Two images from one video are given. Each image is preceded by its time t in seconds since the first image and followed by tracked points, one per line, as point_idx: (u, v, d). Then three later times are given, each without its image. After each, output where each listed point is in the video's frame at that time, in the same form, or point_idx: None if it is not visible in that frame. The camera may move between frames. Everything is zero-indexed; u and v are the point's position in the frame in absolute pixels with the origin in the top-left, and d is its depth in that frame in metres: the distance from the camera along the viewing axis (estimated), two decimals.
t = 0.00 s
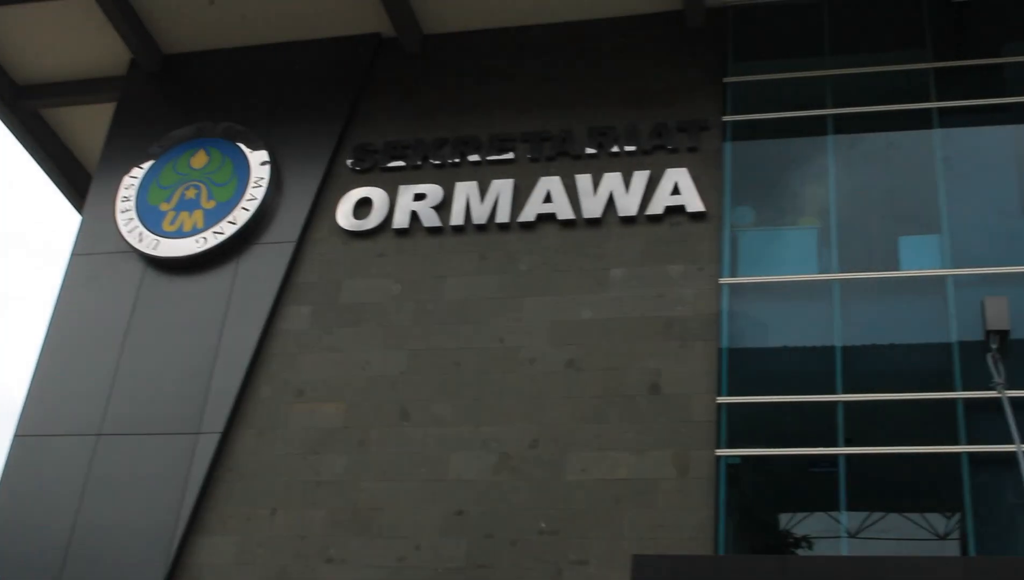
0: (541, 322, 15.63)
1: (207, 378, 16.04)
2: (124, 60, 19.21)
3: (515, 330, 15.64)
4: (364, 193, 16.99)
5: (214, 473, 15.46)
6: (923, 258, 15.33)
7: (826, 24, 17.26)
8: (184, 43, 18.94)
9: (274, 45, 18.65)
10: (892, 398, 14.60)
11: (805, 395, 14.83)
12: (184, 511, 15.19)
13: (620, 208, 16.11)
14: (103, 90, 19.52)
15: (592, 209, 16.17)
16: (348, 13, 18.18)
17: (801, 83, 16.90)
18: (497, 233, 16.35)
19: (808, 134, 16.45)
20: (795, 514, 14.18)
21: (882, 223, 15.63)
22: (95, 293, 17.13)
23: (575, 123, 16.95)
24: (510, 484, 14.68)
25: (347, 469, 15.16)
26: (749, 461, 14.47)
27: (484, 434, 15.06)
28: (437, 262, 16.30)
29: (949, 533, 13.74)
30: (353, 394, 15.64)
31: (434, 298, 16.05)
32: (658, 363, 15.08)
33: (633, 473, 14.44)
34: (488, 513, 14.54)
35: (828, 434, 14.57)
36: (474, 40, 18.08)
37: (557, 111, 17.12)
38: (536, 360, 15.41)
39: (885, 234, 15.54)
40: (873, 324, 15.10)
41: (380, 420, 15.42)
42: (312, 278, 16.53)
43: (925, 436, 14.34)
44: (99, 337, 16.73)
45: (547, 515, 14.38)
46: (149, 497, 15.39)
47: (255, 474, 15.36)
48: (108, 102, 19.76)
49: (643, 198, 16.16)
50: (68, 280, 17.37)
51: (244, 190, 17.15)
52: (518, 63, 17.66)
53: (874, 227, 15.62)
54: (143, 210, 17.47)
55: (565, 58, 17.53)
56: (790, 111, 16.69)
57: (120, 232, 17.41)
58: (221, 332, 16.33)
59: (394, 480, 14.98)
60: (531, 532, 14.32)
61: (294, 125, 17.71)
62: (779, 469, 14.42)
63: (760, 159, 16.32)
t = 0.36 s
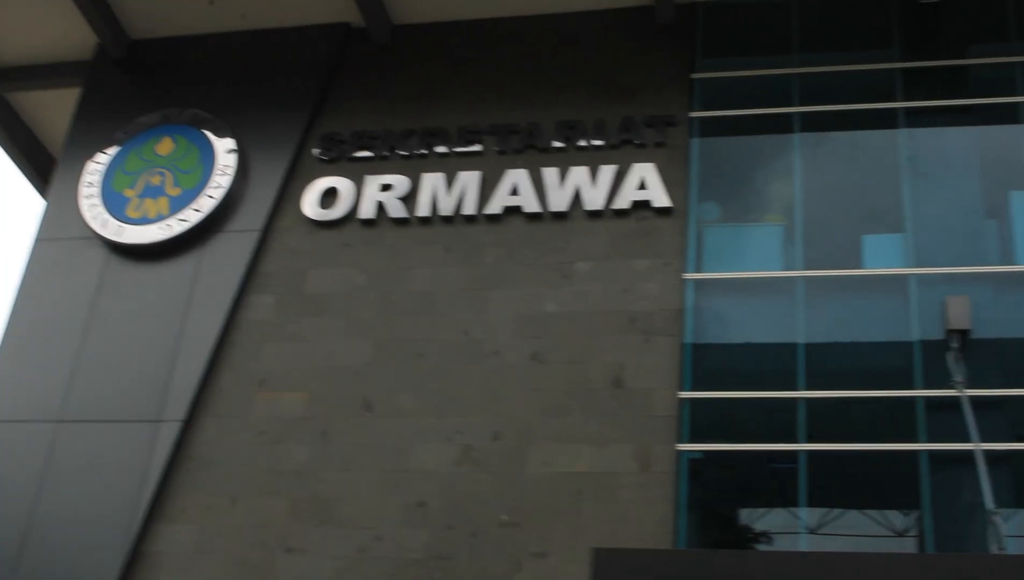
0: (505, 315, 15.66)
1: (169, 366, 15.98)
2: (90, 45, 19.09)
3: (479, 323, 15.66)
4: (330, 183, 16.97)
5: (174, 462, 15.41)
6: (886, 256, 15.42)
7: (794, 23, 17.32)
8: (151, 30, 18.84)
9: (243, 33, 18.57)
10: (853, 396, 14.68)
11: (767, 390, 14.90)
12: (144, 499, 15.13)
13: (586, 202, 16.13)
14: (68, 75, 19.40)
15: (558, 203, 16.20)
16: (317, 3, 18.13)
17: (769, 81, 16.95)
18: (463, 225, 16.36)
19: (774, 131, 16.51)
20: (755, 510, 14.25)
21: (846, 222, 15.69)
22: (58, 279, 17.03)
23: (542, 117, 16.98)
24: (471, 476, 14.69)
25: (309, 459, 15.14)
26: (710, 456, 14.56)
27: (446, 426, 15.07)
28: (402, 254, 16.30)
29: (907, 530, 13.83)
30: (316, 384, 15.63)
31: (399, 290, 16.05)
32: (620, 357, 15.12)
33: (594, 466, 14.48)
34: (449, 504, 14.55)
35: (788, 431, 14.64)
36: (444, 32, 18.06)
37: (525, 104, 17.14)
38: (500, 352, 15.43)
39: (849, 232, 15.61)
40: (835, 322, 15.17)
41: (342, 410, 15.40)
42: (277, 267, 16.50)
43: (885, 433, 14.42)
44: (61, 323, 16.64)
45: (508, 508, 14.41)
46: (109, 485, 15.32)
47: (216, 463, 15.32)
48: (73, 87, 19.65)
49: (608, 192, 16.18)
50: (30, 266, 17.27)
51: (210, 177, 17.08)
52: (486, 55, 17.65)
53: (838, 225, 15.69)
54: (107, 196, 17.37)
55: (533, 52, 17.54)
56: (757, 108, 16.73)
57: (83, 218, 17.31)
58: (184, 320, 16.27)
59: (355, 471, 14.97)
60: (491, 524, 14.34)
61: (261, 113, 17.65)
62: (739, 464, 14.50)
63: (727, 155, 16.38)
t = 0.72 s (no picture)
0: (457, 309, 15.66)
1: (116, 354, 15.86)
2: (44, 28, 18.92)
3: (430, 317, 15.66)
4: (283, 172, 16.95)
5: (120, 450, 15.31)
6: (836, 260, 15.49)
7: (751, 25, 17.41)
8: (107, 14, 18.70)
9: (200, 19, 18.47)
10: (800, 397, 14.77)
11: (714, 390, 14.94)
12: (88, 487, 15.01)
13: (541, 198, 16.15)
14: (22, 57, 19.22)
15: (512, 198, 16.22)
16: None
17: (724, 82, 17.02)
18: (417, 219, 16.37)
19: (729, 132, 16.58)
20: (702, 509, 14.30)
21: (798, 224, 15.76)
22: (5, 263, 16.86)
23: (498, 112, 17.03)
24: (418, 470, 14.67)
25: (256, 450, 15.08)
26: (658, 454, 14.60)
27: (394, 419, 15.05)
28: (355, 246, 16.30)
29: (850, 531, 13.93)
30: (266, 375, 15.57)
31: (351, 282, 16.04)
32: (571, 354, 15.14)
33: (542, 462, 14.50)
34: (396, 498, 14.53)
35: (735, 431, 14.69)
36: (402, 25, 18.04)
37: (481, 99, 17.19)
38: (450, 346, 15.43)
39: (801, 235, 15.69)
40: (784, 323, 15.24)
41: (291, 401, 15.35)
42: (229, 257, 16.45)
43: (830, 435, 14.51)
44: (8, 308, 16.48)
45: (455, 502, 14.40)
46: (51, 472, 15.17)
47: (162, 452, 15.23)
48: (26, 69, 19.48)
49: (563, 189, 16.22)
50: None
51: (163, 164, 16.99)
52: (444, 49, 17.66)
53: (790, 228, 15.76)
54: (58, 180, 17.23)
55: (491, 47, 17.56)
56: (712, 109, 16.79)
57: (33, 202, 17.15)
58: (133, 307, 16.15)
59: (302, 463, 14.92)
60: (438, 518, 14.33)
61: (216, 100, 17.57)
62: (686, 463, 14.55)
63: (681, 155, 16.44)
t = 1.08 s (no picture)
0: (416, 307, 15.65)
1: (72, 346, 15.73)
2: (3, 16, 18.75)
3: (389, 314, 15.64)
4: (244, 166, 16.92)
5: (74, 443, 15.20)
6: (795, 263, 15.55)
7: (715, 27, 17.48)
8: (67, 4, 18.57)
9: (161, 11, 18.36)
10: (757, 399, 14.82)
11: (672, 390, 14.97)
12: (43, 480, 14.88)
13: (502, 196, 16.20)
14: None
15: (473, 196, 16.27)
16: None
17: (687, 83, 17.07)
18: (378, 215, 16.37)
19: (691, 134, 16.63)
20: (658, 509, 14.34)
21: (758, 226, 15.83)
22: None
23: (460, 110, 17.08)
24: (375, 467, 14.65)
25: (212, 444, 15.01)
26: (615, 454, 14.61)
27: (352, 415, 15.01)
28: (315, 241, 16.28)
29: (805, 533, 14.00)
30: (223, 369, 15.51)
31: (311, 277, 16.01)
32: (530, 352, 15.16)
33: (499, 460, 14.51)
34: (352, 494, 14.50)
35: (692, 431, 14.74)
36: (366, 22, 18.05)
37: (444, 96, 17.23)
38: (409, 344, 15.41)
39: (760, 237, 15.77)
40: (743, 324, 15.27)
41: (249, 396, 15.29)
42: (188, 251, 16.40)
43: (786, 437, 14.57)
44: None
45: (412, 499, 14.38)
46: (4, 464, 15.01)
47: (118, 446, 15.14)
48: None
49: (524, 188, 16.29)
50: None
51: (122, 156, 16.87)
52: (408, 47, 17.69)
53: (750, 230, 15.83)
54: (16, 170, 17.10)
55: (454, 45, 17.61)
56: (674, 109, 16.83)
57: None
58: (90, 300, 16.03)
59: (258, 458, 14.86)
60: (394, 515, 14.31)
61: (177, 93, 17.47)
62: (643, 463, 14.59)
63: (642, 155, 16.48)
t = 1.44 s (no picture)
0: (366, 303, 15.62)
1: (18, 336, 15.57)
2: None
3: (340, 309, 15.59)
4: (196, 158, 16.85)
5: (19, 434, 15.05)
6: (745, 265, 15.62)
7: (670, 30, 17.54)
8: None
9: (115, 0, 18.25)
10: (704, 401, 14.86)
11: (621, 391, 14.95)
12: None
13: (454, 194, 16.25)
14: None
15: (426, 193, 16.29)
16: None
17: (641, 85, 17.13)
18: (330, 210, 16.35)
19: (645, 135, 16.69)
20: (606, 509, 14.34)
21: (709, 230, 15.89)
22: None
23: (414, 107, 17.10)
24: (323, 462, 14.59)
25: (158, 438, 14.90)
26: (564, 454, 14.58)
27: (300, 411, 14.95)
28: (266, 235, 16.22)
29: (752, 534, 14.06)
30: (172, 362, 15.40)
31: (262, 271, 15.94)
32: (480, 350, 15.17)
33: (448, 458, 14.49)
34: (299, 490, 14.43)
35: (640, 432, 14.73)
36: (323, 17, 18.01)
37: (398, 93, 17.25)
38: (359, 340, 15.36)
39: (711, 240, 15.82)
40: (692, 327, 15.29)
41: (196, 390, 15.19)
42: (138, 242, 16.29)
43: (733, 439, 14.60)
44: None
45: (359, 496, 14.33)
46: None
47: (62, 438, 15.00)
48: None
49: (477, 186, 16.34)
50: None
51: (72, 145, 16.75)
52: (363, 43, 17.69)
53: (700, 233, 15.89)
54: None
55: (409, 41, 17.63)
56: (629, 111, 16.88)
57: None
58: (37, 289, 15.87)
59: (205, 452, 14.76)
60: (341, 512, 14.25)
61: (130, 83, 17.37)
62: (591, 463, 14.56)
63: (595, 156, 16.52)
